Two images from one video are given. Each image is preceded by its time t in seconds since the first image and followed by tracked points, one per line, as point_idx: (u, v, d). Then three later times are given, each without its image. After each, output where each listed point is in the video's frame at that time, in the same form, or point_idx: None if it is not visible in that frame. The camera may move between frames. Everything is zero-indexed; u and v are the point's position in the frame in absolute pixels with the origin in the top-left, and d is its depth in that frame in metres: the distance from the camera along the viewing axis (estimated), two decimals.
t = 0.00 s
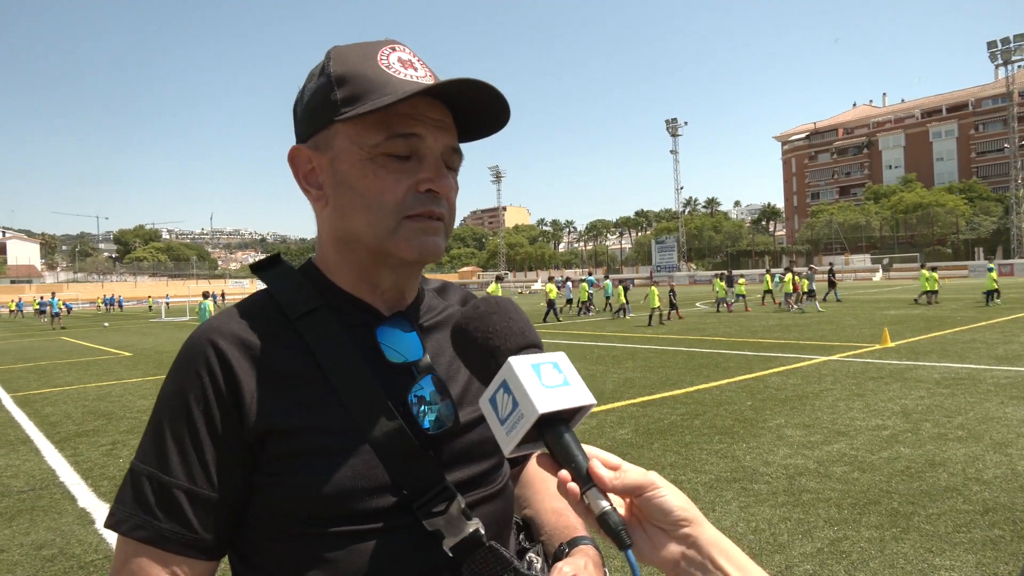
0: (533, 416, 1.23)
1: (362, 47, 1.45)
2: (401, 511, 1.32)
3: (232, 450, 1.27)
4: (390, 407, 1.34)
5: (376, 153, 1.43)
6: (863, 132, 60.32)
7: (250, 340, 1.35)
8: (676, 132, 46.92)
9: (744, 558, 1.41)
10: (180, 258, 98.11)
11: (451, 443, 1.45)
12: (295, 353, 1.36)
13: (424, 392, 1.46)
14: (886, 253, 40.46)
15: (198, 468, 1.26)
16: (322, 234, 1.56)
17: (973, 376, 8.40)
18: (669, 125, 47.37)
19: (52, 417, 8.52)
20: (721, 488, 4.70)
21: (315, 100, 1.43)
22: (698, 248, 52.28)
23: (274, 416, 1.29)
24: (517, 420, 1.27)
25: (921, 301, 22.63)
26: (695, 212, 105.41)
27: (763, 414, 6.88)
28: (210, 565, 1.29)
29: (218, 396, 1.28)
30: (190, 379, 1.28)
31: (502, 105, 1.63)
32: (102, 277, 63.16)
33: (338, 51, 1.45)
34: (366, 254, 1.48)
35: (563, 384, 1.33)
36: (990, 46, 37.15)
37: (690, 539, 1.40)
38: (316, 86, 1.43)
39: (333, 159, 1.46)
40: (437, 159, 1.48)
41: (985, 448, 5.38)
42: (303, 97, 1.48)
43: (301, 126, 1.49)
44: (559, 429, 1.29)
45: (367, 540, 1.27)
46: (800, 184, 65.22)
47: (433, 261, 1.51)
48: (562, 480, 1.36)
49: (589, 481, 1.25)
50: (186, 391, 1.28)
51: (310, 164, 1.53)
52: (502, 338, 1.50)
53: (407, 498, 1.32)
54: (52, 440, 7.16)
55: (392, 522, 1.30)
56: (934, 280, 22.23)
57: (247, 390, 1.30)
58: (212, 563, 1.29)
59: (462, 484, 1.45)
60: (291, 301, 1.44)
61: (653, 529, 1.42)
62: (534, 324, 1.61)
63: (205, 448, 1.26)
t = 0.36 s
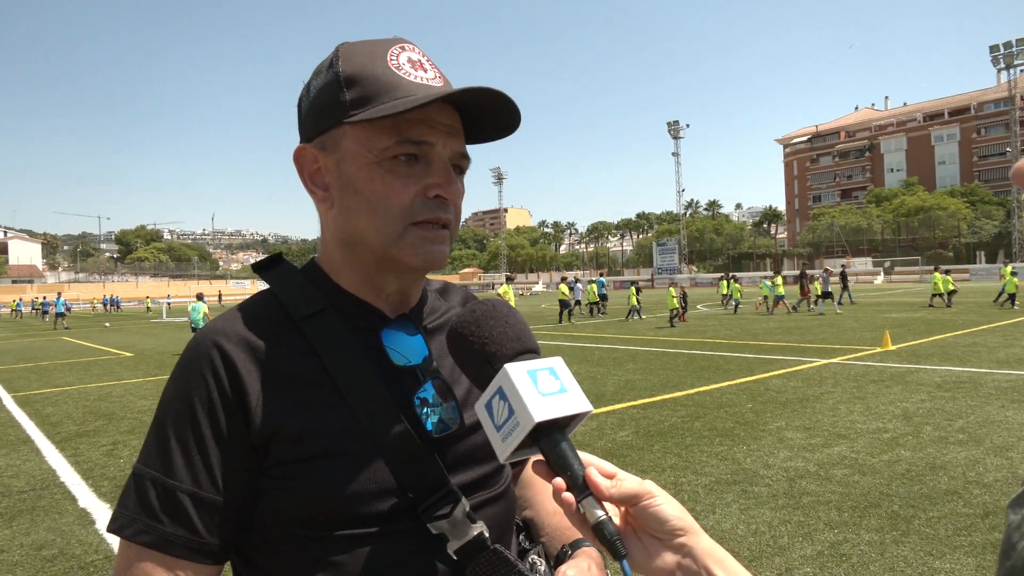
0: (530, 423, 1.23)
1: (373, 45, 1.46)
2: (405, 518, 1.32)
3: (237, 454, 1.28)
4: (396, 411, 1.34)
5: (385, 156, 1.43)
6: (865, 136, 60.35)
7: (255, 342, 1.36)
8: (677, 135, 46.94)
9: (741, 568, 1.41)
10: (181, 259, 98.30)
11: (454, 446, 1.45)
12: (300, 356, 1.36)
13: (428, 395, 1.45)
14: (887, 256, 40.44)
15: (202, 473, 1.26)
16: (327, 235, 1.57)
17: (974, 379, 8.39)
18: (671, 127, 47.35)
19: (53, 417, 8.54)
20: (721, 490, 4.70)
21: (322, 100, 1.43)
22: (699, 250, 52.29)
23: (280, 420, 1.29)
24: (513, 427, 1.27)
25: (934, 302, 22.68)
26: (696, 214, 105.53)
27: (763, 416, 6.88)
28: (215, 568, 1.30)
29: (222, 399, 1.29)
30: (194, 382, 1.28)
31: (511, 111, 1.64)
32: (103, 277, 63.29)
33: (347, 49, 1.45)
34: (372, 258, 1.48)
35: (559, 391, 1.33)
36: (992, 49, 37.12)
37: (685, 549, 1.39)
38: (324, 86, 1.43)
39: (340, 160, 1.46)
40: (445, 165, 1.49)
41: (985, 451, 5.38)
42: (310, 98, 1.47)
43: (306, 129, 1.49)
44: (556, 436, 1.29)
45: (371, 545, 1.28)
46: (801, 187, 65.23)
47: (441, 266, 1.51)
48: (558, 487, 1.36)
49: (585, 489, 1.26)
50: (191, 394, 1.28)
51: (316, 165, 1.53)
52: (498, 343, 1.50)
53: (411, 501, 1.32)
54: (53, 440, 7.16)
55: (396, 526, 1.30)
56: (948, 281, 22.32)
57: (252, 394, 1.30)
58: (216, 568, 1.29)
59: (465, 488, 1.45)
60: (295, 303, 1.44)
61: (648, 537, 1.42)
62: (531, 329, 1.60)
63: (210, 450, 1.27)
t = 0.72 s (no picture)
0: (520, 417, 1.24)
1: (362, 47, 1.46)
2: (405, 518, 1.33)
3: (235, 454, 1.29)
4: (393, 410, 1.35)
5: (378, 157, 1.44)
6: (864, 137, 60.42)
7: (252, 343, 1.36)
8: (676, 136, 46.98)
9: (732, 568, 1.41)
10: (179, 259, 98.24)
11: (452, 446, 1.46)
12: (296, 357, 1.37)
13: (426, 395, 1.46)
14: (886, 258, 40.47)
15: (199, 474, 1.27)
16: (323, 238, 1.57)
17: (971, 381, 8.40)
18: (670, 128, 47.34)
19: (50, 417, 8.53)
20: (719, 491, 4.70)
21: (313, 103, 1.44)
22: (697, 251, 52.28)
23: (278, 423, 1.30)
24: (504, 421, 1.28)
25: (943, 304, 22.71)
26: (696, 216, 105.69)
27: (760, 418, 6.89)
28: (213, 569, 1.30)
29: (220, 401, 1.29)
30: (193, 383, 1.29)
31: (505, 107, 1.64)
32: (101, 276, 63.24)
33: (337, 51, 1.45)
34: (369, 260, 1.49)
35: (550, 386, 1.34)
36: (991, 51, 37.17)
37: (672, 545, 1.40)
38: (315, 88, 1.44)
39: (334, 163, 1.47)
40: (439, 164, 1.50)
41: (981, 453, 5.39)
42: (302, 101, 1.48)
43: (300, 130, 1.49)
44: (545, 431, 1.30)
45: (366, 544, 1.28)
46: (800, 189, 65.31)
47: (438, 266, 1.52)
48: (548, 480, 1.37)
49: (574, 484, 1.26)
50: (189, 396, 1.28)
51: (309, 168, 1.54)
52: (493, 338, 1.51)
53: (409, 503, 1.32)
54: (50, 440, 7.16)
55: (393, 525, 1.31)
56: (958, 282, 22.41)
57: (249, 395, 1.31)
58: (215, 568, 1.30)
59: (463, 486, 1.46)
60: (293, 304, 1.45)
61: (636, 534, 1.42)
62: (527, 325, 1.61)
63: (208, 452, 1.27)
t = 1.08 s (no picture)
0: (520, 409, 1.24)
1: (334, 43, 1.46)
2: (407, 515, 1.32)
3: (233, 454, 1.28)
4: (388, 403, 1.34)
5: (364, 151, 1.43)
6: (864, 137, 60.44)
7: (247, 342, 1.36)
8: (676, 135, 47.00)
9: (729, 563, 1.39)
10: (179, 257, 98.26)
11: (453, 440, 1.45)
12: (290, 352, 1.36)
13: (427, 390, 1.46)
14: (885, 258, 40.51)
15: (197, 474, 1.26)
16: (318, 238, 1.57)
17: (970, 381, 8.40)
18: (670, 127, 47.28)
19: (49, 414, 8.55)
20: (717, 490, 4.71)
21: (294, 105, 1.44)
22: (697, 250, 52.25)
23: (273, 420, 1.29)
24: (503, 413, 1.28)
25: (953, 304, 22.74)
26: (695, 215, 105.75)
27: (759, 416, 6.90)
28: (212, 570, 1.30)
29: (215, 402, 1.29)
30: (189, 381, 1.29)
31: (485, 87, 1.63)
32: (100, 274, 63.31)
33: (309, 50, 1.45)
34: (364, 256, 1.48)
35: (551, 379, 1.34)
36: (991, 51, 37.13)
37: (670, 540, 1.39)
38: (293, 90, 1.44)
39: (321, 163, 1.47)
40: (426, 152, 1.48)
41: (981, 452, 5.39)
42: (282, 103, 1.48)
43: (285, 132, 1.49)
44: (546, 425, 1.30)
45: (366, 541, 1.27)
46: (800, 188, 65.33)
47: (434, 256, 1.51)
48: (546, 475, 1.37)
49: (571, 479, 1.25)
50: (185, 398, 1.28)
51: (297, 171, 1.54)
52: (492, 329, 1.50)
53: (410, 499, 1.32)
54: (49, 438, 7.16)
55: (394, 522, 1.30)
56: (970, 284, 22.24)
57: (246, 392, 1.31)
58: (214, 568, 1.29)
59: (464, 483, 1.45)
60: (289, 300, 1.44)
61: (632, 529, 1.41)
62: (528, 318, 1.61)
63: (205, 450, 1.27)
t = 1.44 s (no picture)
0: (524, 412, 1.24)
1: (327, 41, 1.45)
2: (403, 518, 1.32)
3: (228, 459, 1.27)
4: (383, 408, 1.33)
5: (355, 156, 1.42)
6: (862, 136, 60.49)
7: (242, 347, 1.35)
8: (675, 134, 47.03)
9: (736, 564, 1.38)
10: (177, 257, 98.18)
11: (447, 442, 1.45)
12: (283, 356, 1.36)
13: (422, 391, 1.45)
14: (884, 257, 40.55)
15: (191, 480, 1.26)
16: (309, 241, 1.56)
17: (969, 380, 8.41)
18: (669, 126, 47.31)
19: (48, 413, 8.54)
20: (716, 490, 4.71)
21: (285, 105, 1.43)
22: (696, 249, 52.23)
23: (267, 424, 1.29)
24: (507, 418, 1.28)
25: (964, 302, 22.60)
26: (694, 214, 105.83)
27: (759, 416, 6.90)
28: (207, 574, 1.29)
29: (209, 407, 1.28)
30: (181, 387, 1.28)
31: (481, 92, 1.62)
32: (99, 273, 63.26)
33: (301, 49, 1.44)
34: (356, 259, 1.48)
35: (553, 382, 1.33)
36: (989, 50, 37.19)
37: (676, 541, 1.39)
38: (285, 91, 1.43)
39: (312, 166, 1.46)
40: (419, 156, 1.47)
41: (979, 451, 5.40)
42: (273, 103, 1.47)
43: (277, 134, 1.48)
44: (549, 427, 1.29)
45: (364, 548, 1.27)
46: (798, 187, 65.37)
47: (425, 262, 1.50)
48: (551, 478, 1.36)
49: (577, 481, 1.25)
50: (178, 402, 1.27)
51: (287, 172, 1.53)
52: (493, 333, 1.50)
53: (404, 503, 1.31)
54: (48, 437, 7.15)
55: (389, 526, 1.29)
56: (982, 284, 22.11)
57: (238, 397, 1.30)
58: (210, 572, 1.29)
59: (460, 485, 1.45)
60: (281, 303, 1.43)
61: (638, 530, 1.40)
62: (528, 321, 1.60)
63: (198, 457, 1.26)
